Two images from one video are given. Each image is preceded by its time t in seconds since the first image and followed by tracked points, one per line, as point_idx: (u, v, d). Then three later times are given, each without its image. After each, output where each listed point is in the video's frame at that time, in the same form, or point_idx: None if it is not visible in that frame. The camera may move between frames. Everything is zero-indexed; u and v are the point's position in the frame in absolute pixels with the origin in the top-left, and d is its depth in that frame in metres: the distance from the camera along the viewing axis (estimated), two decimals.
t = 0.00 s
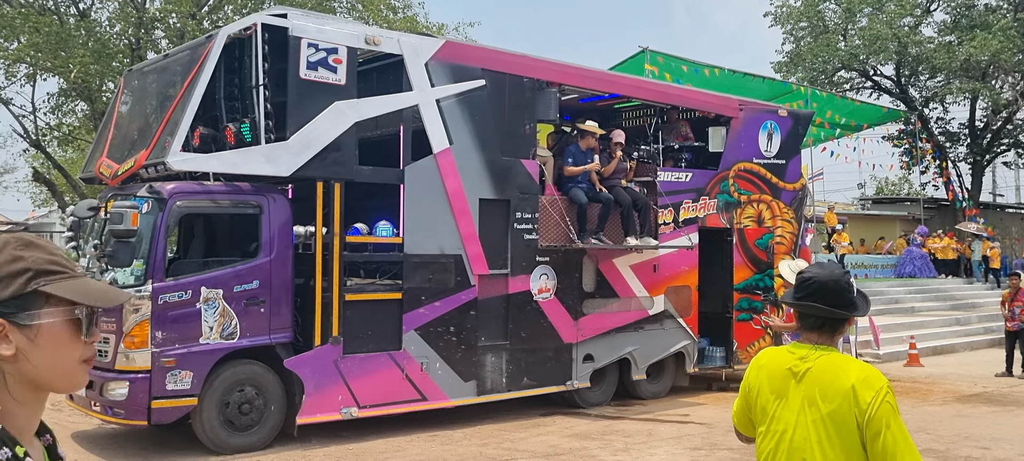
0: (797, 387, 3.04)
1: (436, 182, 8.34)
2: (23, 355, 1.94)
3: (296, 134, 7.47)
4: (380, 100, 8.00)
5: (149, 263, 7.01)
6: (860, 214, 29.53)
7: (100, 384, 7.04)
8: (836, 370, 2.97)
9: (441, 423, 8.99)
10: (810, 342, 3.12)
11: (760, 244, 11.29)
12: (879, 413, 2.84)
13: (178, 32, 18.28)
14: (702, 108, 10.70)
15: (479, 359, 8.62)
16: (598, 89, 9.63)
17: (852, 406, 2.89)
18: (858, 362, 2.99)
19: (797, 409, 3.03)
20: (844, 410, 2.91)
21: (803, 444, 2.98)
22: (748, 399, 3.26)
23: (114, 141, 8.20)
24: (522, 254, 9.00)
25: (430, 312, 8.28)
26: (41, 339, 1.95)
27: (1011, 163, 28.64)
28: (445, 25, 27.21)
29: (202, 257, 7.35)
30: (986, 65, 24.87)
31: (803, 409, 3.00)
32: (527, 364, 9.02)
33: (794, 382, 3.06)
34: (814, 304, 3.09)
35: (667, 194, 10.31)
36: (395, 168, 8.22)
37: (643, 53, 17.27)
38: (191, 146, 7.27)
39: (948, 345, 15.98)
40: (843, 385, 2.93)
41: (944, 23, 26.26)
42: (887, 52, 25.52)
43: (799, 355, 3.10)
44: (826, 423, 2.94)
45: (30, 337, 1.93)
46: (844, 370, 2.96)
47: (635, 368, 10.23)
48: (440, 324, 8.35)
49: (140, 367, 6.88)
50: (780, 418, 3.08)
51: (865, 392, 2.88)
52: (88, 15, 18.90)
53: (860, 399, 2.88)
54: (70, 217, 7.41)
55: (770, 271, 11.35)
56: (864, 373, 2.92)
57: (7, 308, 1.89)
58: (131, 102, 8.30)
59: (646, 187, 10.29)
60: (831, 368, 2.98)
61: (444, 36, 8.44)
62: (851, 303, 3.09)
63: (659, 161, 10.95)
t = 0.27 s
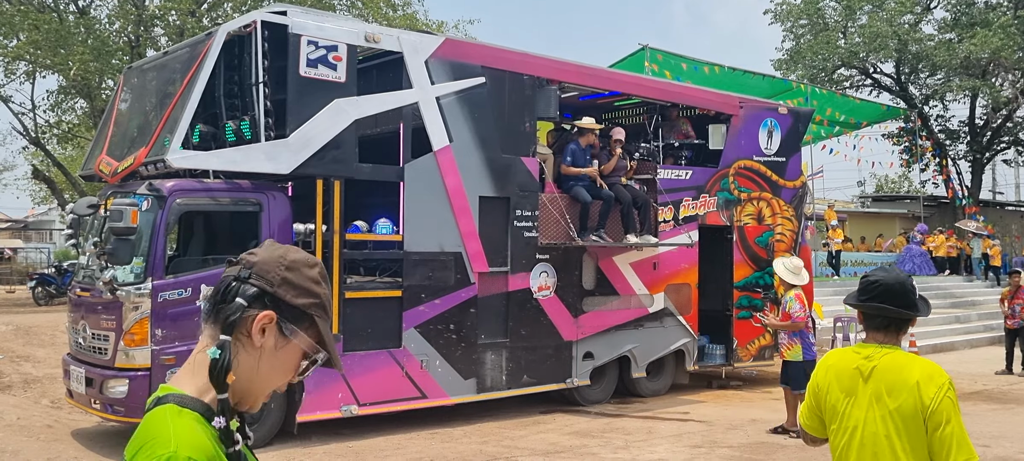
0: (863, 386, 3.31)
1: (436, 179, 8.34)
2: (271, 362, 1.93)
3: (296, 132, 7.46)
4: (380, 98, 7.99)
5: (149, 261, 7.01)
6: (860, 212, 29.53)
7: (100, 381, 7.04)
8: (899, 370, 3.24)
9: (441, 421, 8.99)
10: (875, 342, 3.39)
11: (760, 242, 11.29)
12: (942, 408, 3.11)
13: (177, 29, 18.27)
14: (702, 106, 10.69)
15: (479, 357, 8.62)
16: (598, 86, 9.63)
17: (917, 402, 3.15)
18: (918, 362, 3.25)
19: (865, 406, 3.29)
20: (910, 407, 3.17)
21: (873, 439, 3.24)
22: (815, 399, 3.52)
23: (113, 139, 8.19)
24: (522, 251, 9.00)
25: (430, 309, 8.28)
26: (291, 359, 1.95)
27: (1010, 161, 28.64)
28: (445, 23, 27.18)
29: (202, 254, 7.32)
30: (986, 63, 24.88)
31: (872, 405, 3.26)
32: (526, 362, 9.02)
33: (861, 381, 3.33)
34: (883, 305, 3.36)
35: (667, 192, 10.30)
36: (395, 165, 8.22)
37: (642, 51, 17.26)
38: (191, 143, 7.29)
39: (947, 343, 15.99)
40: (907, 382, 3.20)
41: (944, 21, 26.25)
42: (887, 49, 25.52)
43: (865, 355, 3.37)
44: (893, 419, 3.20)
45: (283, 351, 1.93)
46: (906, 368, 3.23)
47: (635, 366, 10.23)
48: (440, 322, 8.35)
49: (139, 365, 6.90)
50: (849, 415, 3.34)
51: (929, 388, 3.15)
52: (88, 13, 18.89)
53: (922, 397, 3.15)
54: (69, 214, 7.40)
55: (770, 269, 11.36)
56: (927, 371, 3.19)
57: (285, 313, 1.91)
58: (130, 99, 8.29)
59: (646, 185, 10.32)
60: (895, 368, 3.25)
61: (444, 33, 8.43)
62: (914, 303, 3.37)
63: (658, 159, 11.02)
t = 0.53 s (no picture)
0: (924, 366, 3.44)
1: (435, 176, 8.33)
2: (484, 366, 2.09)
3: (296, 129, 7.45)
4: (380, 94, 7.98)
5: (149, 258, 7.00)
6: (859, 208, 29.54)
7: (100, 378, 7.03)
8: (959, 350, 3.36)
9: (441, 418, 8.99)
10: (943, 325, 3.49)
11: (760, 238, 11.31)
12: (991, 384, 3.21)
13: (177, 26, 18.24)
14: (702, 102, 10.68)
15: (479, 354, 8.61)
16: (598, 83, 9.63)
17: (970, 377, 3.28)
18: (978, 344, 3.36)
19: (926, 385, 3.41)
20: (963, 383, 3.30)
21: (929, 416, 3.37)
22: (884, 381, 3.66)
23: (113, 136, 8.17)
24: (522, 248, 8.99)
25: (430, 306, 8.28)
26: (498, 365, 2.12)
27: (1010, 157, 28.64)
28: (445, 19, 27.13)
29: (202, 251, 7.38)
30: (986, 59, 24.86)
31: (930, 385, 3.39)
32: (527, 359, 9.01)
33: (924, 362, 3.46)
34: (953, 291, 3.47)
35: (667, 189, 10.28)
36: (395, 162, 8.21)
37: (642, 47, 17.23)
38: (190, 140, 7.37)
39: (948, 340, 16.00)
40: (964, 361, 3.32)
41: (944, 17, 26.22)
42: (887, 46, 25.50)
43: (929, 337, 3.49)
44: (948, 396, 3.33)
45: (494, 357, 2.10)
46: (966, 349, 3.35)
47: (635, 363, 10.22)
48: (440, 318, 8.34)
49: (139, 362, 6.89)
50: (911, 393, 3.47)
51: (983, 366, 3.26)
52: (87, 10, 18.85)
53: (975, 372, 3.27)
54: (69, 211, 7.38)
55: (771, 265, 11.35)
56: (985, 351, 3.30)
57: (501, 321, 2.08)
58: (129, 96, 8.28)
59: (646, 181, 10.23)
60: (955, 349, 3.37)
61: (444, 30, 8.42)
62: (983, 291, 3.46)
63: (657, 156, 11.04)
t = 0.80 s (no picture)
0: (1009, 368, 3.43)
1: (435, 172, 8.32)
2: (662, 352, 2.26)
3: (295, 125, 7.44)
4: (380, 90, 7.96)
5: (148, 255, 6.98)
6: (859, 205, 29.52)
7: (99, 375, 7.03)
8: None
9: (441, 414, 8.99)
10: None
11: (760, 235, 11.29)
12: None
13: (175, 22, 18.22)
14: (703, 98, 10.67)
15: (479, 351, 8.61)
16: (598, 79, 9.61)
17: None
18: None
19: (1011, 388, 3.40)
20: None
21: (1015, 417, 3.36)
22: (963, 386, 3.63)
23: (112, 132, 8.15)
24: (522, 244, 8.98)
25: (430, 303, 8.27)
26: (675, 352, 2.29)
27: (1010, 154, 28.63)
28: (444, 15, 27.05)
29: (202, 248, 7.27)
30: (986, 56, 24.85)
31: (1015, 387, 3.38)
32: (527, 355, 9.01)
33: (1007, 365, 3.44)
34: None
35: (668, 185, 10.28)
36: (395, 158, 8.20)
37: (642, 43, 17.21)
38: (190, 136, 7.26)
39: (948, 336, 16.00)
40: None
41: (944, 13, 26.19)
42: (887, 42, 25.45)
43: (1013, 340, 3.50)
44: None
45: (672, 344, 2.27)
46: None
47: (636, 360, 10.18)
48: (440, 315, 8.34)
49: (139, 359, 6.89)
50: (994, 394, 3.45)
51: None
52: (85, 6, 18.80)
53: None
54: (68, 208, 7.37)
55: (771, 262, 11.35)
56: None
57: (678, 311, 2.24)
58: (128, 93, 8.25)
59: (647, 177, 10.26)
60: None
61: (444, 26, 8.41)
62: None
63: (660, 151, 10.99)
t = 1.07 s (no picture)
0: None
1: (436, 172, 8.32)
2: (836, 356, 2.30)
3: (296, 125, 7.44)
4: (380, 90, 7.96)
5: (149, 254, 6.98)
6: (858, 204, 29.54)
7: (101, 375, 7.04)
8: None
9: (442, 414, 8.99)
10: None
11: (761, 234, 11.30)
12: None
13: (175, 22, 18.21)
14: (703, 97, 10.67)
15: (480, 350, 8.62)
16: (598, 78, 9.60)
17: None
18: None
19: None
20: None
21: None
22: None
23: (113, 132, 8.15)
24: (522, 244, 8.99)
25: (430, 302, 8.27)
26: (847, 354, 2.33)
27: (1009, 152, 28.65)
28: (443, 15, 27.05)
29: (202, 247, 7.28)
30: (985, 54, 24.87)
31: None
32: (527, 354, 9.01)
33: None
34: None
35: (669, 184, 10.28)
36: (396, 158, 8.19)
37: (642, 42, 17.21)
38: (191, 136, 7.26)
39: (947, 335, 16.01)
40: None
41: (943, 12, 26.20)
42: (887, 41, 25.46)
43: None
44: None
45: (844, 348, 2.31)
46: None
47: (636, 359, 10.21)
48: (441, 315, 8.34)
49: (141, 358, 6.90)
50: None
51: None
52: (84, 5, 18.79)
53: None
54: (69, 208, 7.37)
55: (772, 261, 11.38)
56: None
57: (852, 317, 2.27)
58: (129, 92, 8.25)
59: (647, 176, 10.27)
60: None
61: (444, 25, 8.42)
62: None
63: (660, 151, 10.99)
